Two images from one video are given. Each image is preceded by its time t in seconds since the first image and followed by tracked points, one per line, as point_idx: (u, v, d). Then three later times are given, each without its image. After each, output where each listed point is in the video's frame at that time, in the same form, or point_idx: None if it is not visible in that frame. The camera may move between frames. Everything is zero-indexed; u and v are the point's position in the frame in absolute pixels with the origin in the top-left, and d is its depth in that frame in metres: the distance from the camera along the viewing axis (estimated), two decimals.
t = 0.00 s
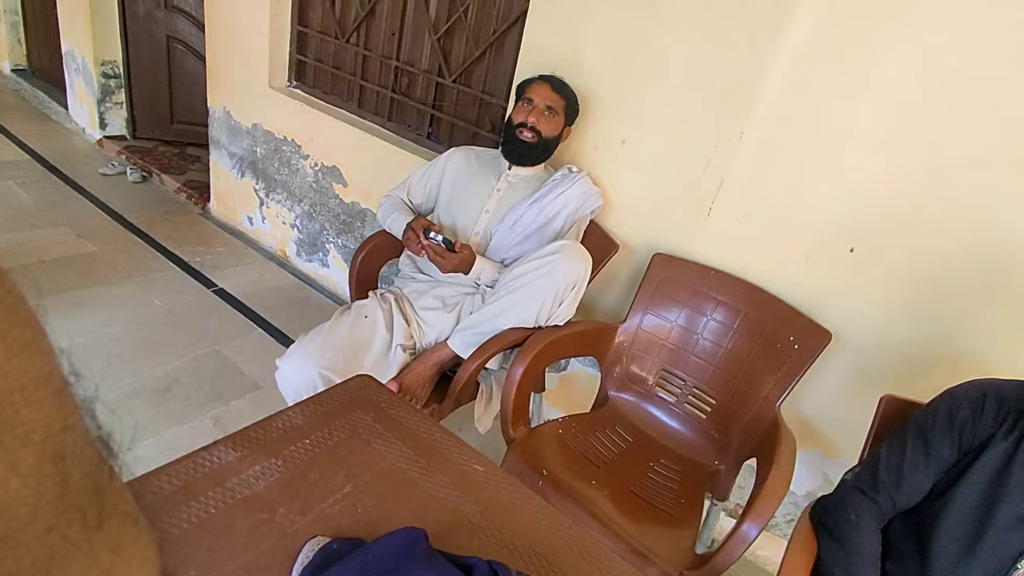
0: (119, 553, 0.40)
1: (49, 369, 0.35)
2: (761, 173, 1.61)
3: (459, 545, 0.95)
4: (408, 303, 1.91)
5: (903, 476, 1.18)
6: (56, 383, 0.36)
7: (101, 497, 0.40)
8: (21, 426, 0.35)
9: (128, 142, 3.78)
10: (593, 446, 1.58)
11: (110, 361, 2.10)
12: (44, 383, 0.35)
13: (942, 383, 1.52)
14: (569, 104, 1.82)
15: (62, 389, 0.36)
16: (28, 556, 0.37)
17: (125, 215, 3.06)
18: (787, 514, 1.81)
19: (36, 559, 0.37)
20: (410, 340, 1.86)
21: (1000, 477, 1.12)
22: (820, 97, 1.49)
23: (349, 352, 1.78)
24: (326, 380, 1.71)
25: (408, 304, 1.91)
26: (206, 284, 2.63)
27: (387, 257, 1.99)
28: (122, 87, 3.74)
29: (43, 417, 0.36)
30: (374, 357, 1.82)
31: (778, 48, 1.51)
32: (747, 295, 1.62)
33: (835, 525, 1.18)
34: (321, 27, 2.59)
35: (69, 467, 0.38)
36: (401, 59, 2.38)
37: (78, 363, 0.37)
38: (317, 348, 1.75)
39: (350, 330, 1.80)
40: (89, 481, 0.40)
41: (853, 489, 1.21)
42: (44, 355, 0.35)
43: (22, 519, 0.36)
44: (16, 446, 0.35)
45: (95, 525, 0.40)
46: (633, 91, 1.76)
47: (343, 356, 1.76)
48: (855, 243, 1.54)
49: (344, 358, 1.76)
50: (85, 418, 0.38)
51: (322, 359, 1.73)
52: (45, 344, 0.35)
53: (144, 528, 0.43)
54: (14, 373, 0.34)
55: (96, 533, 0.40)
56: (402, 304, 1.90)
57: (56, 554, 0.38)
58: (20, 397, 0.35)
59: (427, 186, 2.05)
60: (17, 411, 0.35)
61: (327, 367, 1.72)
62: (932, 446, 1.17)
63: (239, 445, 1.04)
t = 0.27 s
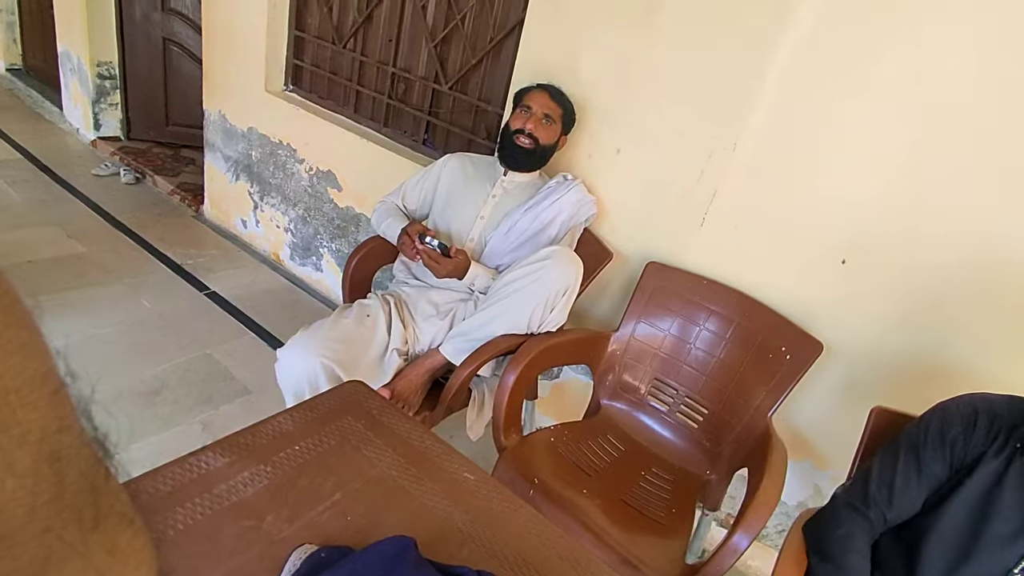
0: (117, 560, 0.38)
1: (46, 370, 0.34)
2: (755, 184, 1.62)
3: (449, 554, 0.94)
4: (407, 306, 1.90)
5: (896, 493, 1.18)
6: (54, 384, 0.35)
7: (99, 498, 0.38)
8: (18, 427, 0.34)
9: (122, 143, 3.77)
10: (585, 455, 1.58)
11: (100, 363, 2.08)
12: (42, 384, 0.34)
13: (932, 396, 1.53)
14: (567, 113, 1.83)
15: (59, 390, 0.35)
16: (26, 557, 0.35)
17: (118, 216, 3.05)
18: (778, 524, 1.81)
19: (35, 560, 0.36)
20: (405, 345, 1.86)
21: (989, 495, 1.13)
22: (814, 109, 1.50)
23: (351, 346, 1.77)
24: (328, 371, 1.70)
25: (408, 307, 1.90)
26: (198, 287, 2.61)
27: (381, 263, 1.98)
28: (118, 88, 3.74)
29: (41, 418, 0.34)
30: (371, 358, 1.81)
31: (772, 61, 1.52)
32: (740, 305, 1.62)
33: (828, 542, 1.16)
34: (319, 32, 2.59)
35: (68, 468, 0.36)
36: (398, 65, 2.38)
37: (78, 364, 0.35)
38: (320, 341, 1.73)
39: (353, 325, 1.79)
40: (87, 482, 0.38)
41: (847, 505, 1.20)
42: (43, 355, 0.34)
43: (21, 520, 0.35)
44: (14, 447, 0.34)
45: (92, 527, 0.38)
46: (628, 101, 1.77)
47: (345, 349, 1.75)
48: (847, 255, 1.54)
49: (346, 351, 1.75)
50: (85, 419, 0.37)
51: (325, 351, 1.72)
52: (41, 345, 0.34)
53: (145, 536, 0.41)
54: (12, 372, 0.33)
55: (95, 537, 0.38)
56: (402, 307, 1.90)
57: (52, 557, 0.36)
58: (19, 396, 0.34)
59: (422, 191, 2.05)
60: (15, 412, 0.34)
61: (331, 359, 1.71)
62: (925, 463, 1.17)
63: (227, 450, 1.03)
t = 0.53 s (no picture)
0: (117, 559, 0.44)
1: (47, 370, 0.40)
2: (748, 186, 1.62)
3: (442, 554, 0.94)
4: (406, 305, 1.91)
5: (892, 500, 1.17)
6: (56, 384, 0.40)
7: (98, 496, 0.44)
8: (20, 426, 0.39)
9: (117, 143, 3.76)
10: (579, 456, 1.58)
11: (92, 363, 2.07)
12: (45, 386, 0.40)
13: (924, 398, 1.54)
14: (556, 114, 1.82)
15: (60, 390, 0.41)
16: (27, 556, 0.40)
17: (112, 216, 3.04)
18: (772, 525, 1.81)
19: (37, 559, 0.40)
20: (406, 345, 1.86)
21: (984, 501, 1.13)
22: (807, 112, 1.50)
23: (359, 332, 1.77)
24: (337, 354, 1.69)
25: (409, 305, 1.91)
26: (193, 287, 2.61)
27: (376, 263, 1.98)
28: (113, 88, 3.73)
29: (40, 420, 0.40)
30: (376, 350, 1.81)
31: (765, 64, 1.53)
32: (734, 306, 1.62)
33: (824, 551, 1.16)
34: (315, 32, 2.59)
35: (67, 468, 0.42)
36: (394, 66, 2.38)
37: (77, 366, 0.41)
38: (329, 324, 1.74)
39: (359, 314, 1.80)
40: (87, 482, 0.43)
41: (844, 513, 1.20)
42: (43, 355, 0.39)
43: (23, 519, 0.39)
44: (17, 447, 0.39)
45: (92, 527, 0.43)
46: (622, 103, 1.77)
47: (353, 334, 1.75)
48: (840, 257, 1.55)
49: (354, 335, 1.75)
50: (82, 419, 0.43)
51: (333, 335, 1.72)
52: (43, 345, 0.39)
53: (140, 536, 0.46)
54: (17, 372, 0.38)
55: (95, 536, 0.43)
56: (404, 305, 1.91)
57: (53, 553, 0.41)
58: (21, 396, 0.38)
59: (417, 192, 2.05)
60: (21, 412, 0.39)
61: (341, 343, 1.71)
62: (920, 469, 1.16)
63: (220, 450, 1.03)
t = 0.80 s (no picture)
0: (116, 562, 0.42)
1: (45, 372, 0.38)
2: (747, 188, 1.62)
3: (439, 554, 0.94)
4: (401, 307, 1.90)
5: (890, 504, 1.16)
6: (53, 387, 0.39)
7: (95, 499, 0.42)
8: (17, 429, 0.37)
9: (116, 141, 3.76)
10: (577, 457, 1.58)
11: (90, 362, 2.07)
12: (42, 388, 0.38)
13: (922, 401, 1.54)
14: (543, 122, 1.81)
15: (57, 392, 0.39)
16: (24, 559, 0.38)
17: (111, 215, 3.04)
18: (769, 527, 1.81)
19: (35, 561, 0.39)
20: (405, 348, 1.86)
21: (980, 505, 1.14)
22: (805, 115, 1.50)
23: (357, 359, 1.75)
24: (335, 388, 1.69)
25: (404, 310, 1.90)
26: (191, 286, 2.61)
27: (375, 263, 1.98)
28: (112, 86, 3.74)
29: (39, 420, 0.38)
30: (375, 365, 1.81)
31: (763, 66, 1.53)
32: (731, 308, 1.63)
33: (818, 552, 1.15)
34: (314, 32, 2.59)
35: (66, 471, 0.40)
36: (393, 66, 2.38)
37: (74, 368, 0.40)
38: (325, 359, 1.72)
39: (354, 337, 1.77)
40: (85, 486, 0.41)
41: (842, 516, 1.18)
42: (41, 358, 0.38)
43: (20, 522, 0.38)
44: (14, 449, 0.37)
45: (91, 529, 0.42)
46: (621, 104, 1.77)
47: (351, 365, 1.74)
48: (838, 259, 1.55)
49: (354, 367, 1.74)
50: (82, 421, 0.41)
51: (331, 368, 1.71)
52: (40, 347, 0.38)
53: (139, 537, 0.44)
54: (14, 374, 0.37)
55: (93, 539, 0.42)
56: (399, 311, 1.89)
57: (52, 555, 0.39)
58: (19, 399, 0.37)
59: (416, 192, 2.04)
60: (18, 414, 0.37)
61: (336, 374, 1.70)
62: (919, 473, 1.16)
63: (216, 450, 1.03)
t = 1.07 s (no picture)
0: (109, 561, 0.41)
1: (40, 371, 0.36)
2: (746, 189, 1.63)
3: (436, 554, 0.94)
4: (394, 308, 1.91)
5: (893, 506, 1.15)
6: (47, 387, 0.36)
7: (90, 498, 0.40)
8: (11, 428, 0.35)
9: (116, 141, 3.76)
10: (575, 458, 1.58)
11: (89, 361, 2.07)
12: (35, 387, 0.36)
13: (921, 402, 1.54)
14: (543, 121, 1.81)
15: (51, 392, 0.37)
16: (19, 559, 0.37)
17: (110, 215, 3.04)
18: (766, 528, 1.81)
19: (29, 562, 0.37)
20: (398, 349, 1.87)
21: (979, 509, 1.13)
22: (805, 115, 1.50)
23: (336, 358, 1.77)
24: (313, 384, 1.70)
25: (394, 310, 1.90)
26: (190, 287, 2.61)
27: (373, 263, 1.98)
28: (113, 86, 3.74)
29: (34, 419, 0.36)
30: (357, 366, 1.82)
31: (763, 67, 1.53)
32: (730, 308, 1.63)
33: (815, 553, 1.16)
34: (314, 32, 2.59)
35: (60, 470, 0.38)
36: (393, 66, 2.39)
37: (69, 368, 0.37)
38: (304, 355, 1.74)
39: (338, 335, 1.80)
40: (79, 485, 0.39)
41: (844, 521, 1.18)
42: (36, 356, 0.36)
43: (14, 522, 0.36)
44: (8, 449, 0.35)
45: (86, 529, 0.40)
46: (620, 105, 1.77)
47: (329, 361, 1.75)
48: (836, 260, 1.55)
49: (330, 364, 1.75)
50: (77, 420, 0.38)
51: (309, 364, 1.73)
52: (35, 346, 0.36)
53: (135, 536, 0.43)
54: (9, 373, 0.35)
55: (88, 539, 0.40)
56: (387, 310, 1.90)
57: (47, 556, 0.38)
58: (14, 399, 0.35)
59: (415, 192, 2.05)
60: (10, 413, 0.35)
61: (315, 372, 1.72)
62: (924, 475, 1.15)
63: (213, 449, 1.03)
